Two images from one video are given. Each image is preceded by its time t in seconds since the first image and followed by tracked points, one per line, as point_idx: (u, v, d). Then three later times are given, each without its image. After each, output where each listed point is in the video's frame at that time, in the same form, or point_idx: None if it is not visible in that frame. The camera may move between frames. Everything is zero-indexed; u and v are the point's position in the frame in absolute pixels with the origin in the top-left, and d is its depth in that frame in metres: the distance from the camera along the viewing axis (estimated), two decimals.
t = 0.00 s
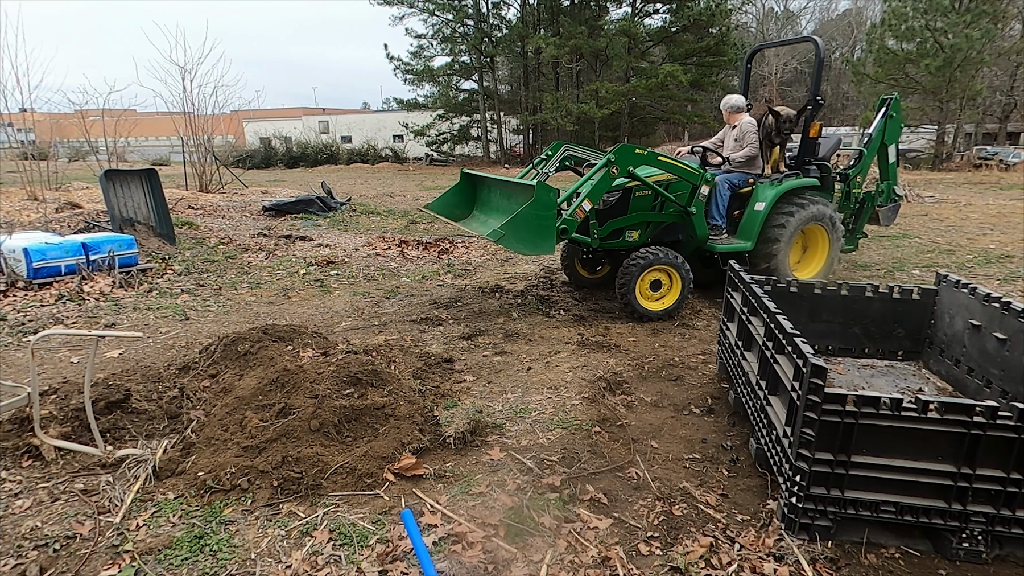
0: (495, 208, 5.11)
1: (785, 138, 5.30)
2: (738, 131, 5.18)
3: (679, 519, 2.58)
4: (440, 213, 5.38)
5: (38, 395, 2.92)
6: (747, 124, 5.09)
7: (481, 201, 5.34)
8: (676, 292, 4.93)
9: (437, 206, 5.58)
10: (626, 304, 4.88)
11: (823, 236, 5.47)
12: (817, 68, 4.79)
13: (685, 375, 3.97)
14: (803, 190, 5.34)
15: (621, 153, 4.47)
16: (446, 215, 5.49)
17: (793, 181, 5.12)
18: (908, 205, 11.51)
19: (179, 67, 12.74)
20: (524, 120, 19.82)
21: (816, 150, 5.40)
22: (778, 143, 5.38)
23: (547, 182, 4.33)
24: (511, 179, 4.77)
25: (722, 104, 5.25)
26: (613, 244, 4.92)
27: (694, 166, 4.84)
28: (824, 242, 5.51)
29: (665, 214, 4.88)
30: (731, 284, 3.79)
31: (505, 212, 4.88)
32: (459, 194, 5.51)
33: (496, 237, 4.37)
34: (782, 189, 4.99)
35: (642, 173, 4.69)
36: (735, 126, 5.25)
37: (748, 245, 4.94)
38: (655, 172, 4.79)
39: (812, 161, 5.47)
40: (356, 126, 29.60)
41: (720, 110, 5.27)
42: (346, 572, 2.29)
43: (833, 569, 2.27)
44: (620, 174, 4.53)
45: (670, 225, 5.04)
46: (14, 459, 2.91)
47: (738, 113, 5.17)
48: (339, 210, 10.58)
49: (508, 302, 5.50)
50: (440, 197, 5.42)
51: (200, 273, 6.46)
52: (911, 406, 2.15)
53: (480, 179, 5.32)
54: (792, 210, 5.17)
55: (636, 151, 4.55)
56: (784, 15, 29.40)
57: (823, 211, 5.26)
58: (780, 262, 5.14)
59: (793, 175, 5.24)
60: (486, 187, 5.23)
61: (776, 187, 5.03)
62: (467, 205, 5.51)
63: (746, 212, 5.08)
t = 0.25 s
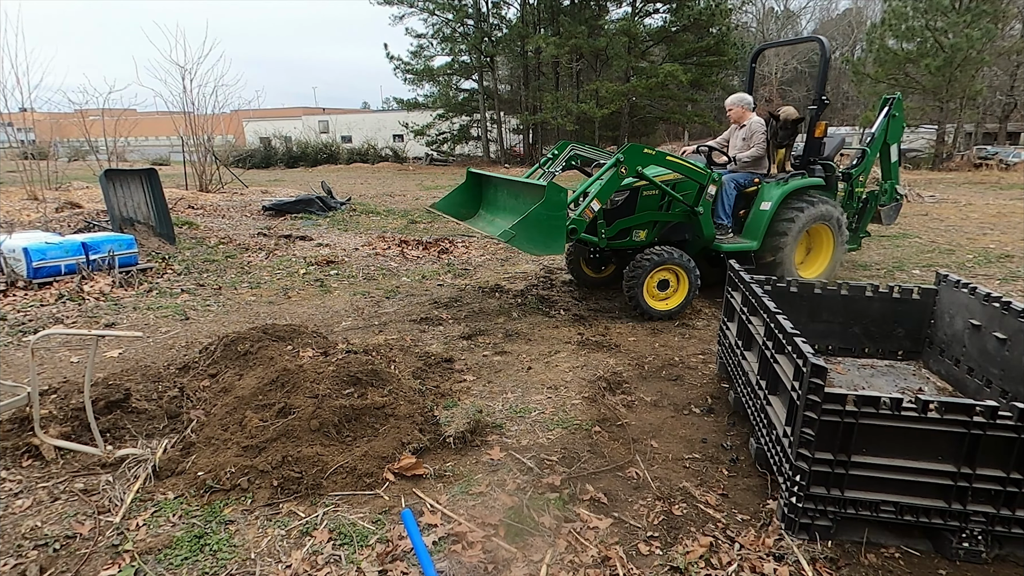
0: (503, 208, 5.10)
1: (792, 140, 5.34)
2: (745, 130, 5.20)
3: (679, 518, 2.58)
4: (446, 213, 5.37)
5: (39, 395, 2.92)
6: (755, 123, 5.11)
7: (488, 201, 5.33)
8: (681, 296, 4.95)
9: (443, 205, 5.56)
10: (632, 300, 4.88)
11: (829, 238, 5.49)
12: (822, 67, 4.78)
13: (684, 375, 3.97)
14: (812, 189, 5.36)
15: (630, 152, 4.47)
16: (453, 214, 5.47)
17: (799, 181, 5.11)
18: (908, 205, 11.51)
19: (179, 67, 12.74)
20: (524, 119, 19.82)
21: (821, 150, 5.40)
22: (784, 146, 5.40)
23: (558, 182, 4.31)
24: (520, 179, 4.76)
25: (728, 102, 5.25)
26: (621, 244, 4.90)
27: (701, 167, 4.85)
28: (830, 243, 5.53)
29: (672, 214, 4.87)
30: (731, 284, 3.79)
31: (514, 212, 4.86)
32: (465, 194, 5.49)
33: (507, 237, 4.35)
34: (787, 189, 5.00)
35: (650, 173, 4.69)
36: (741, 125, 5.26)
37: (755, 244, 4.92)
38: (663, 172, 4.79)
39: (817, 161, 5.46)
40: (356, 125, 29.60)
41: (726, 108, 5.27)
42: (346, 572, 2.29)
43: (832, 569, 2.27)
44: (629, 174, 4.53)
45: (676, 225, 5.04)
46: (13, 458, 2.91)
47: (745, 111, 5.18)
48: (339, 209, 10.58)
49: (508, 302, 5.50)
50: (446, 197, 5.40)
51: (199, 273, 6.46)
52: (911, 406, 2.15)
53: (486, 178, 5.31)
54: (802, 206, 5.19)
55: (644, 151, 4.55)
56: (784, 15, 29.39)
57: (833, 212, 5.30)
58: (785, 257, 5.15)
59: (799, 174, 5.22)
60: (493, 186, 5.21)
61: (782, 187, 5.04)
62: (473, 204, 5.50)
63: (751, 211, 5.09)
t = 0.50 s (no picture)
0: (513, 207, 5.09)
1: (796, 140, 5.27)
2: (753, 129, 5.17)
3: (679, 518, 2.58)
4: (455, 213, 5.35)
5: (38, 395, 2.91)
6: (764, 124, 5.10)
7: (497, 200, 5.32)
8: (688, 298, 4.95)
9: (450, 205, 5.55)
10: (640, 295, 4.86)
11: (835, 240, 5.52)
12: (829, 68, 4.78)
13: (685, 375, 3.96)
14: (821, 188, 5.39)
15: (641, 152, 4.47)
16: (461, 214, 5.46)
17: (805, 180, 5.13)
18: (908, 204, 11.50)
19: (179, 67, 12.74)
20: (524, 119, 19.83)
21: (827, 149, 5.42)
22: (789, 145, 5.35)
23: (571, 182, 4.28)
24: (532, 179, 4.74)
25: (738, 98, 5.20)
26: (630, 243, 4.89)
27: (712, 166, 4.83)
28: (835, 244, 5.54)
29: (682, 214, 4.86)
30: (731, 284, 3.79)
31: (526, 211, 4.84)
32: (473, 193, 5.48)
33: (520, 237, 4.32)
34: (795, 189, 5.01)
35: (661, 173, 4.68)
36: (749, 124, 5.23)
37: (762, 243, 4.95)
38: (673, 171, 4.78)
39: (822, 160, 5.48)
40: (356, 125, 29.59)
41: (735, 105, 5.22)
42: (345, 572, 2.29)
43: (832, 569, 2.27)
44: (640, 173, 4.52)
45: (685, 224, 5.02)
46: (13, 458, 2.91)
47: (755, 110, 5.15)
48: (339, 209, 10.57)
49: (508, 301, 5.49)
50: (454, 197, 5.39)
51: (199, 272, 6.46)
52: (911, 405, 2.15)
53: (495, 177, 5.30)
54: (814, 202, 5.20)
55: (655, 151, 4.55)
56: (784, 14, 29.39)
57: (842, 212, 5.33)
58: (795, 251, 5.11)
59: (804, 174, 5.25)
60: (503, 185, 5.19)
61: (790, 186, 5.03)
62: (482, 204, 5.49)
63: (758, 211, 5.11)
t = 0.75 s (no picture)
0: (520, 208, 5.08)
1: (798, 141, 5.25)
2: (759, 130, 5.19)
3: (678, 518, 2.58)
4: (461, 213, 5.34)
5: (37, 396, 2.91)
6: (770, 124, 5.14)
7: (504, 201, 5.31)
8: (690, 303, 4.96)
9: (456, 204, 5.54)
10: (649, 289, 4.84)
11: (838, 242, 5.56)
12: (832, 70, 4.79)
13: (683, 375, 3.97)
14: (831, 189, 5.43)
15: (650, 152, 4.46)
16: (467, 214, 5.44)
17: (810, 181, 5.11)
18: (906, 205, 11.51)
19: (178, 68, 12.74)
20: (523, 119, 19.84)
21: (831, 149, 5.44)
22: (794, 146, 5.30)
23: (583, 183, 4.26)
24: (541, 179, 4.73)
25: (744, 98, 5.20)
26: (638, 244, 4.88)
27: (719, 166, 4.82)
28: (840, 244, 5.58)
29: (690, 214, 4.85)
30: (729, 284, 3.80)
31: (534, 211, 4.84)
32: (479, 193, 5.47)
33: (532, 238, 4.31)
34: (800, 189, 4.99)
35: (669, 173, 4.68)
36: (755, 124, 5.24)
37: (768, 242, 4.93)
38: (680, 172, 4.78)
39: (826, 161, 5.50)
40: (355, 125, 29.60)
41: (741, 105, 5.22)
42: (344, 573, 2.29)
43: (831, 569, 2.27)
44: (649, 174, 4.51)
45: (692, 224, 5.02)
46: (11, 459, 2.91)
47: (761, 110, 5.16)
48: (338, 209, 10.56)
49: (507, 302, 5.49)
50: (460, 196, 5.37)
51: (198, 273, 6.45)
52: (910, 405, 2.15)
53: (502, 177, 5.29)
54: (824, 199, 5.23)
55: (664, 151, 4.54)
56: (782, 15, 29.42)
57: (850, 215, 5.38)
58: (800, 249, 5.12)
59: (809, 174, 5.23)
60: (510, 185, 5.19)
61: (795, 186, 5.02)
62: (487, 204, 5.48)
63: (764, 211, 5.07)
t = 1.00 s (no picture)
0: (525, 208, 5.06)
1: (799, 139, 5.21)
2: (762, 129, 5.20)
3: (674, 518, 2.59)
4: (465, 212, 5.32)
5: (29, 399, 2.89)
6: (773, 124, 5.16)
7: (508, 201, 5.30)
8: (687, 307, 4.96)
9: (459, 204, 5.52)
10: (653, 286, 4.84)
11: (837, 243, 5.61)
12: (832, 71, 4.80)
13: (679, 375, 3.98)
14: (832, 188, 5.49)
15: (658, 152, 4.44)
16: (470, 213, 5.43)
17: (811, 181, 5.12)
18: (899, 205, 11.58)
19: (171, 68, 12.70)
20: (518, 120, 19.85)
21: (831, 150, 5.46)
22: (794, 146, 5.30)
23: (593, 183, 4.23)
24: (549, 180, 4.71)
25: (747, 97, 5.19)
26: (643, 243, 4.87)
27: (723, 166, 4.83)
28: (838, 245, 5.62)
29: (694, 213, 4.86)
30: (723, 284, 3.82)
31: (541, 212, 4.83)
32: (483, 193, 5.46)
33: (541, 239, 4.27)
34: (802, 189, 5.00)
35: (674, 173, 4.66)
36: (757, 123, 5.25)
37: (768, 242, 4.95)
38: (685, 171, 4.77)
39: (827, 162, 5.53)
40: (350, 126, 29.56)
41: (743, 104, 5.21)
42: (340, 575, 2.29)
43: (826, 567, 2.28)
44: (656, 174, 4.49)
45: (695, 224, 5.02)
46: (3, 463, 2.89)
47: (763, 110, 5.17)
48: (332, 210, 10.54)
49: (503, 302, 5.49)
50: (464, 196, 5.35)
51: (192, 274, 6.43)
52: (903, 404, 2.17)
53: (506, 177, 5.28)
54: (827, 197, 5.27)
55: (671, 151, 4.52)
56: (775, 16, 29.54)
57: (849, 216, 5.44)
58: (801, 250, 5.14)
59: (810, 174, 5.25)
60: (515, 185, 5.18)
61: (796, 186, 5.02)
62: (491, 204, 5.47)
63: (766, 211, 5.07)
